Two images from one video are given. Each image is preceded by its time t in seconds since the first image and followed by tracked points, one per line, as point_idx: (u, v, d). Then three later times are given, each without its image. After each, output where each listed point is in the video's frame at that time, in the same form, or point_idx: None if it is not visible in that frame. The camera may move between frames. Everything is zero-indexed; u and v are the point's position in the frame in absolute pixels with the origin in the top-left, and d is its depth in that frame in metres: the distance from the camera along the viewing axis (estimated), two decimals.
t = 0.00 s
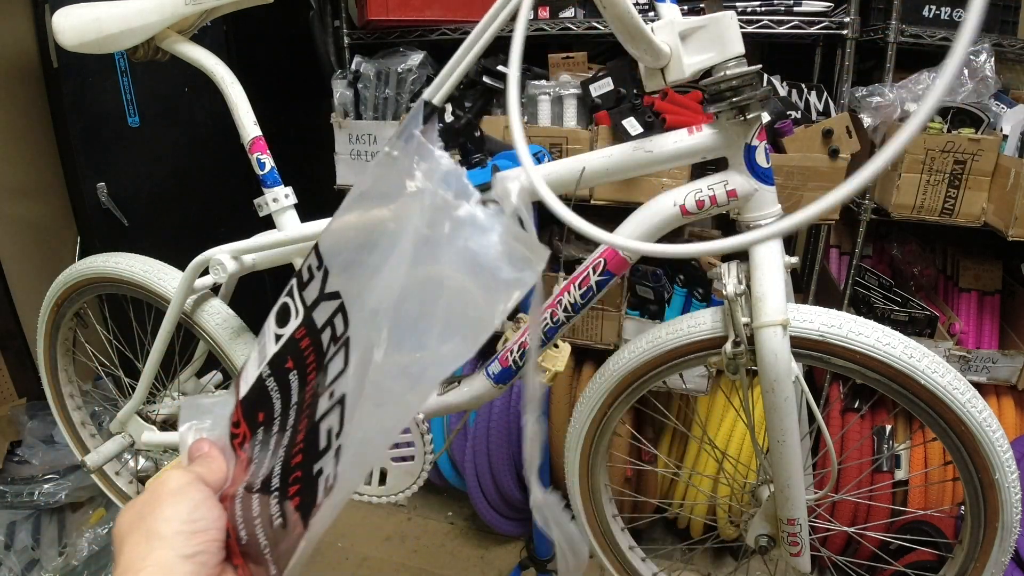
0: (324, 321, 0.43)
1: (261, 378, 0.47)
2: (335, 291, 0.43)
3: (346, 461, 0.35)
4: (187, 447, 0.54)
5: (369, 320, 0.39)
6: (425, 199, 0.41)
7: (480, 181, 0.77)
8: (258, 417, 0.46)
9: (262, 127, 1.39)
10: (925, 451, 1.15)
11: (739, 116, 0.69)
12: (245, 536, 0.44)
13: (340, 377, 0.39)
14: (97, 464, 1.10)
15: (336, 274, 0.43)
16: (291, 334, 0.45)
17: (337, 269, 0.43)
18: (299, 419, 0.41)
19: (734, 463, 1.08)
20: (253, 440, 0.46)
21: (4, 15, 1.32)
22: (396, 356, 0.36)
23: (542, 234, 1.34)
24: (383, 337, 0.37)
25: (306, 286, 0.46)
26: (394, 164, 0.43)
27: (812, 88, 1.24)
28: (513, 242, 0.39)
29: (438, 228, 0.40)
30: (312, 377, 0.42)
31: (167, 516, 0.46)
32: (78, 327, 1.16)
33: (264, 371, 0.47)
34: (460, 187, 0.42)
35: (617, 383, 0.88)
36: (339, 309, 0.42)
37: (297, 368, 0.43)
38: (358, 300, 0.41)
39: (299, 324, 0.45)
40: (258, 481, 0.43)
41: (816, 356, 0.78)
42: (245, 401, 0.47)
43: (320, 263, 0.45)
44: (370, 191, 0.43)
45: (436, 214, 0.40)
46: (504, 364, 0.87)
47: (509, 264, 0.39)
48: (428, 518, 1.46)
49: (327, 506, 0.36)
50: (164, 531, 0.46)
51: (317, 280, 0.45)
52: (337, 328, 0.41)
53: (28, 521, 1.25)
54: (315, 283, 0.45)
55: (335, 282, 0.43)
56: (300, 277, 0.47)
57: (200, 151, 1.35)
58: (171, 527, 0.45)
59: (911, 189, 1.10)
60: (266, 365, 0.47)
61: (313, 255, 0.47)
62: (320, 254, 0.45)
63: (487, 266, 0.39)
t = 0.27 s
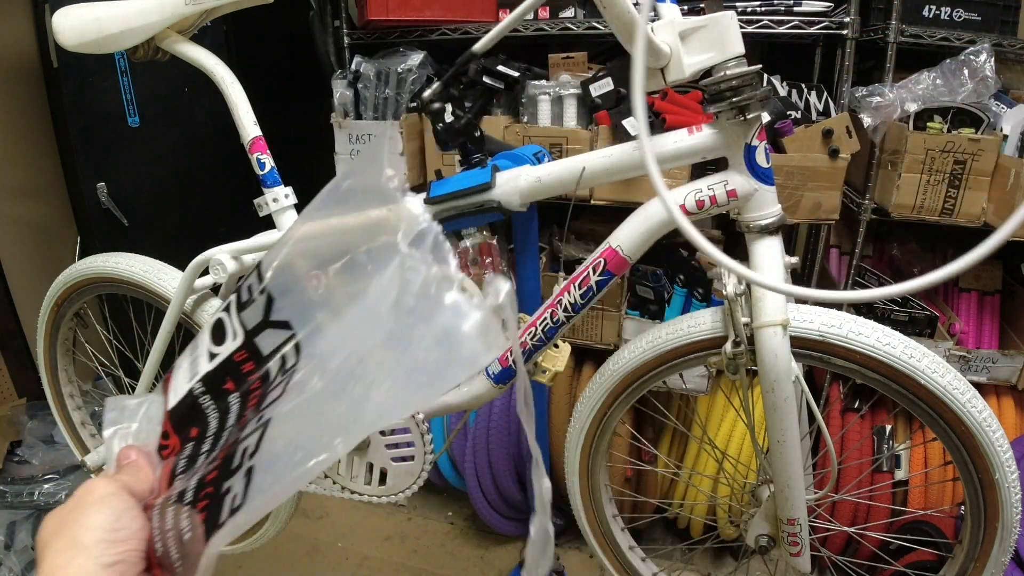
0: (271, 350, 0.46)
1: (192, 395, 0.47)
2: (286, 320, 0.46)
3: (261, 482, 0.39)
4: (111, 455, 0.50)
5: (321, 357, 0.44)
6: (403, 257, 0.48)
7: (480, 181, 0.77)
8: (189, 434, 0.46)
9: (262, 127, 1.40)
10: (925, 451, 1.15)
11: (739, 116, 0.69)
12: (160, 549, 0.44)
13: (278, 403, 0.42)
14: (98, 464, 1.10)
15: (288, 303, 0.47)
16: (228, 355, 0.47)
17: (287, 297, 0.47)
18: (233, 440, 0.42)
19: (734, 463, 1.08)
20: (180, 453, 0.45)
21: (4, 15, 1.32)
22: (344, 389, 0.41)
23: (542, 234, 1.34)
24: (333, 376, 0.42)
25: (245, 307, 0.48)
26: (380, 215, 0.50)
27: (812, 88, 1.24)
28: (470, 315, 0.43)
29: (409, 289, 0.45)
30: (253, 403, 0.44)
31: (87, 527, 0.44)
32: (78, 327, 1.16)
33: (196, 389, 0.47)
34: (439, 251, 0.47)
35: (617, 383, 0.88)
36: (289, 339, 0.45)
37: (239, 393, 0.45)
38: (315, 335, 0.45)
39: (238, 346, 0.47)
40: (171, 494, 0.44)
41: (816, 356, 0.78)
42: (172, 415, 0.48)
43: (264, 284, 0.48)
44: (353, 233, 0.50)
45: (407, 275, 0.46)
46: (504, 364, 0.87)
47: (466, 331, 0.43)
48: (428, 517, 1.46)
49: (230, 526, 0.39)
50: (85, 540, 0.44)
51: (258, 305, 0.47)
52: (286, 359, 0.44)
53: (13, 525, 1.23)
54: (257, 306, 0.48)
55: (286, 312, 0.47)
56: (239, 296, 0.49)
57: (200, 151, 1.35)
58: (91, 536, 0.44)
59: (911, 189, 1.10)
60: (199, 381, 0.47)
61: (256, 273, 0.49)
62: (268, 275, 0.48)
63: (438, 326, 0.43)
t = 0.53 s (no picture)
0: (207, 364, 0.41)
1: (131, 414, 0.42)
2: (219, 333, 0.41)
3: (180, 502, 0.36)
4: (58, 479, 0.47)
5: (250, 377, 0.37)
6: (328, 265, 0.39)
7: (480, 181, 0.77)
8: (132, 452, 0.42)
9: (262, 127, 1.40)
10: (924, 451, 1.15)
11: (739, 116, 0.69)
12: None
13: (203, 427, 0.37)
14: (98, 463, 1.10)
15: (215, 316, 0.41)
16: (163, 370, 0.42)
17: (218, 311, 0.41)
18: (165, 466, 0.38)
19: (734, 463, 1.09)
20: (123, 474, 0.41)
21: (4, 15, 1.32)
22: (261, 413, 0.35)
23: (542, 234, 1.34)
24: (252, 404, 0.36)
25: (178, 321, 0.42)
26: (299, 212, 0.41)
27: (812, 88, 1.24)
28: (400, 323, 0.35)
29: (338, 301, 0.38)
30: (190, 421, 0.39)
31: (32, 551, 0.42)
32: (78, 327, 1.16)
33: (134, 407, 0.42)
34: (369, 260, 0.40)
35: (618, 383, 0.88)
36: (226, 353, 0.40)
37: (176, 409, 0.40)
38: (246, 352, 0.39)
39: (172, 361, 0.41)
40: (111, 516, 0.40)
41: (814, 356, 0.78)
42: (115, 434, 0.43)
43: (192, 295, 0.42)
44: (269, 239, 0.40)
45: (340, 284, 0.39)
46: (504, 364, 0.87)
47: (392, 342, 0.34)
48: (428, 517, 1.46)
49: (157, 546, 0.36)
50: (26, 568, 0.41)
51: (189, 318, 0.41)
52: (221, 374, 0.39)
53: (10, 526, 1.23)
54: (188, 320, 0.42)
55: (217, 325, 0.41)
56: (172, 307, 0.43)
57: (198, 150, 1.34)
58: (33, 561, 0.41)
59: (911, 189, 1.11)
60: (137, 400, 0.42)
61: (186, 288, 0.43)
62: (195, 287, 0.42)
63: (365, 340, 0.35)
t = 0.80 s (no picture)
0: (155, 370, 0.41)
1: (83, 426, 0.42)
2: (165, 336, 0.41)
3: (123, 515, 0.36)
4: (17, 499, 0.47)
5: (199, 380, 0.39)
6: (272, 260, 0.40)
7: (480, 181, 0.78)
8: (87, 465, 0.41)
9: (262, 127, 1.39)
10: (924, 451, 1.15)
11: (739, 116, 0.69)
12: None
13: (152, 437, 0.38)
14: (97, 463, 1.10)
15: (161, 321, 0.41)
16: (114, 379, 0.42)
17: (164, 313, 0.41)
18: (118, 476, 0.38)
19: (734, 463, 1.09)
20: (79, 488, 0.41)
21: (4, 16, 1.32)
22: (209, 414, 0.37)
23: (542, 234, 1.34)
24: (198, 403, 0.38)
25: (126, 329, 0.43)
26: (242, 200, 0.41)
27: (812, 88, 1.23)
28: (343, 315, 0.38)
29: (280, 297, 0.40)
30: (141, 431, 0.40)
31: None
32: (78, 326, 1.16)
33: (86, 419, 0.42)
34: (313, 251, 0.41)
35: (618, 383, 0.88)
36: (173, 357, 0.40)
37: (127, 419, 0.40)
38: (195, 354, 0.40)
39: (122, 369, 0.42)
40: (66, 531, 0.40)
41: (814, 356, 0.78)
42: (69, 447, 0.43)
43: (138, 300, 0.42)
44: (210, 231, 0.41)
45: (284, 278, 0.40)
46: (504, 364, 0.88)
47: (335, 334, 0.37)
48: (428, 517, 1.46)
49: (101, 558, 0.36)
50: None
51: (137, 324, 0.42)
52: (171, 380, 0.40)
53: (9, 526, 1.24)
54: (136, 326, 0.42)
55: (164, 329, 0.41)
56: (121, 315, 0.44)
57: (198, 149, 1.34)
58: None
59: (911, 189, 1.11)
60: (88, 411, 0.42)
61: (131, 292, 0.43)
62: (140, 293, 0.42)
63: (309, 335, 0.38)
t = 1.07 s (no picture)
0: (95, 403, 0.44)
1: (23, 460, 0.43)
2: (107, 367, 0.45)
3: (68, 535, 0.42)
4: None
5: (139, 410, 0.44)
6: (207, 289, 0.46)
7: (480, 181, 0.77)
8: (29, 502, 0.42)
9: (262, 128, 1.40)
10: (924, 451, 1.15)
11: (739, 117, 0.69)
12: None
13: (97, 472, 0.43)
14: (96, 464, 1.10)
15: (105, 349, 0.45)
16: (52, 414, 0.44)
17: (107, 343, 0.45)
18: (61, 512, 0.42)
19: (734, 463, 1.09)
20: (23, 526, 0.42)
21: (4, 16, 1.32)
22: (152, 438, 0.43)
23: (542, 234, 1.34)
24: (143, 430, 0.43)
25: (65, 359, 0.45)
26: (184, 228, 0.47)
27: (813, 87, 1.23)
28: (275, 348, 0.44)
29: (212, 327, 0.45)
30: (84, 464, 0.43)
31: None
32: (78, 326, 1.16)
33: (26, 452, 0.43)
34: (249, 277, 0.47)
35: (617, 383, 0.88)
36: (115, 392, 0.44)
37: (69, 453, 0.43)
38: (136, 384, 0.44)
39: (62, 403, 0.44)
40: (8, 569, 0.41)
41: (813, 355, 0.78)
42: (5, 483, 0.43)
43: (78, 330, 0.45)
44: (151, 258, 0.46)
45: (221, 305, 0.46)
46: (504, 364, 0.88)
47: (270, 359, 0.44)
48: (428, 518, 1.46)
49: None
50: None
51: (77, 356, 0.45)
52: (113, 414, 0.44)
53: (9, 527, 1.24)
54: (76, 357, 0.45)
55: (105, 360, 0.45)
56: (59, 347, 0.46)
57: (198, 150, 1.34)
58: None
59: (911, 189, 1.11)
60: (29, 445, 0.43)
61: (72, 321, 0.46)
62: (82, 322, 0.45)
63: (239, 366, 0.43)
